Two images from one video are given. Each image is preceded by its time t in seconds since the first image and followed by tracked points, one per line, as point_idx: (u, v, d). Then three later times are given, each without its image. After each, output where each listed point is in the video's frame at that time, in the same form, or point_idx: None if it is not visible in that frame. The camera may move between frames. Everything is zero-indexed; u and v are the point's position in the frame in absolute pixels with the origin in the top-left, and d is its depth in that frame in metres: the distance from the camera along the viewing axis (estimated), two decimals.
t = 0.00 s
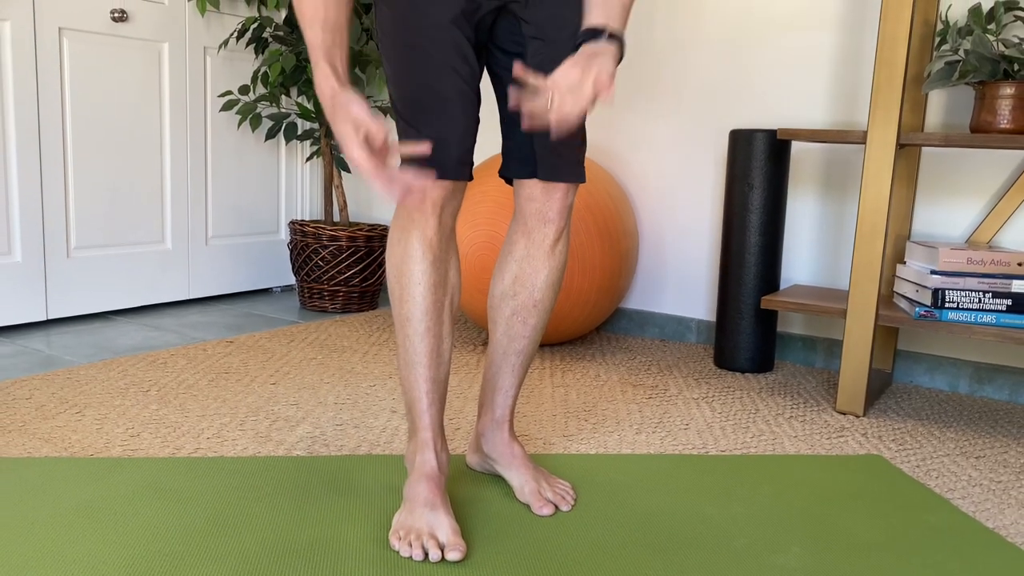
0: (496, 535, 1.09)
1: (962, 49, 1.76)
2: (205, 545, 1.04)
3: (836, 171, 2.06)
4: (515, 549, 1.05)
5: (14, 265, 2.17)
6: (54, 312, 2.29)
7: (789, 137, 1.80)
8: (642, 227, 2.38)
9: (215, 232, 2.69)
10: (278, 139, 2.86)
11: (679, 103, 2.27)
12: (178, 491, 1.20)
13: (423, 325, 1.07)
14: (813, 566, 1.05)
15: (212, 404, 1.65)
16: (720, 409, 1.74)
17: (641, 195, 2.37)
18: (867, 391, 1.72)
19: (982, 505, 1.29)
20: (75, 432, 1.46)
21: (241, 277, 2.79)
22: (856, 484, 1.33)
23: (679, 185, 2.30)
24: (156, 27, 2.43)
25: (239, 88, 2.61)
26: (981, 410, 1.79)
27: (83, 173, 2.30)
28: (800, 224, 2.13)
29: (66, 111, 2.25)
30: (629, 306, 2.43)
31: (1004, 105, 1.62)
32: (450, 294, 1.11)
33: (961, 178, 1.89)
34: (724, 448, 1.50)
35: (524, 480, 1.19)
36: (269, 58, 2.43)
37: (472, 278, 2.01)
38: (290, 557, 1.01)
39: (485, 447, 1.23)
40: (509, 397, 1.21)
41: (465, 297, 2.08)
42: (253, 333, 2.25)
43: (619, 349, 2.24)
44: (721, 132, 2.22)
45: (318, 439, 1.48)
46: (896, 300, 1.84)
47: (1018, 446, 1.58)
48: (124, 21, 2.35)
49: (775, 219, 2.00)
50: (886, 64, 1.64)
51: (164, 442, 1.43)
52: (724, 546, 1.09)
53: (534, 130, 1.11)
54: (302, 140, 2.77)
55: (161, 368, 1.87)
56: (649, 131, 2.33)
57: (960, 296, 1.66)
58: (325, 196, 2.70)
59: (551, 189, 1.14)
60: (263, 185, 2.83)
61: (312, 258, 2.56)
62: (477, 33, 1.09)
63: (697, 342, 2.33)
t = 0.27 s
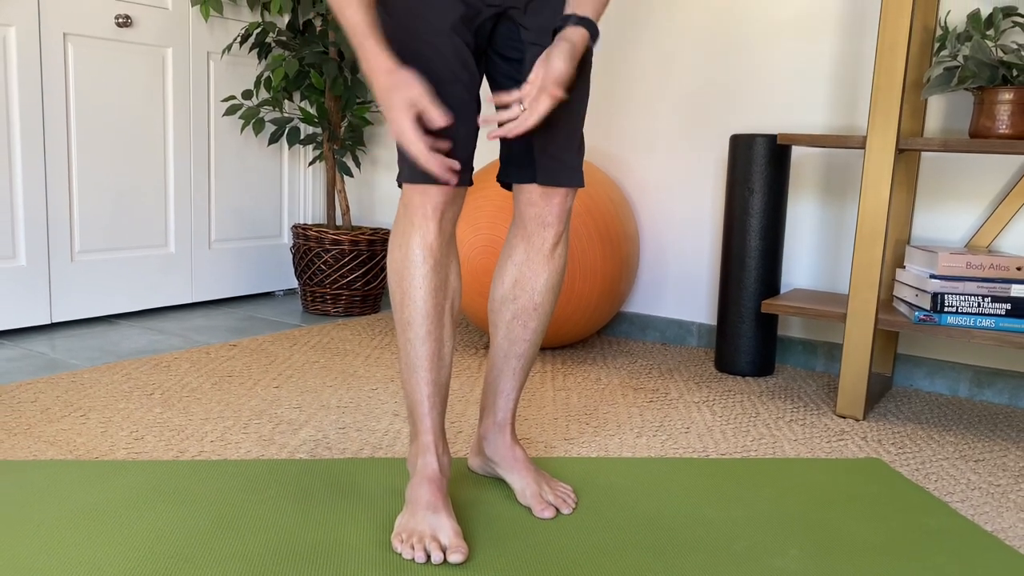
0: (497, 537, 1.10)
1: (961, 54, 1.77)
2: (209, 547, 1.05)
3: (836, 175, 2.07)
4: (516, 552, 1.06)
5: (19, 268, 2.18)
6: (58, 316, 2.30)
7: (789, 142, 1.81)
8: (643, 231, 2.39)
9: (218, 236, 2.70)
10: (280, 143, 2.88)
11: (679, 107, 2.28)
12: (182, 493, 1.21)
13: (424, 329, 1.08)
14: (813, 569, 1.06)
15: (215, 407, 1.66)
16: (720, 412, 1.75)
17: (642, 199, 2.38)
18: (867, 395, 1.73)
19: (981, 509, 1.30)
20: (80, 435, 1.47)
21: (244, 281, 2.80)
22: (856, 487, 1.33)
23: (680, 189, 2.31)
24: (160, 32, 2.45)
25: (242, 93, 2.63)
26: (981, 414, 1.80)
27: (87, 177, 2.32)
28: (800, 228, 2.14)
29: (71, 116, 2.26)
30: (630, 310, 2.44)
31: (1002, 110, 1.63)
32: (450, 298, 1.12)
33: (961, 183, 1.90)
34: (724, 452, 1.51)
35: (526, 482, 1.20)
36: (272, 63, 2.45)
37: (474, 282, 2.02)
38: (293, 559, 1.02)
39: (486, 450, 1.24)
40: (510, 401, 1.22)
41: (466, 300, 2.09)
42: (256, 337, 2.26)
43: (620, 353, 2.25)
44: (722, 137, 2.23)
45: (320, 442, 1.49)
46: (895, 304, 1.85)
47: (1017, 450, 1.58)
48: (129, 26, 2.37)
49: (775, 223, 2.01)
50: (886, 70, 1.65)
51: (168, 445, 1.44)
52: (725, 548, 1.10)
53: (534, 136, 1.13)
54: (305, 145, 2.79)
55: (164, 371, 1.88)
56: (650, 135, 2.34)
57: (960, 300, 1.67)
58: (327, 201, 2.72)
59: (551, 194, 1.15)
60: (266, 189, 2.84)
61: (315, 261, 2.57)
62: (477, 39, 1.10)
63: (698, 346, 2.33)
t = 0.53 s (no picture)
0: (498, 539, 1.10)
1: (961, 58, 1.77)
2: (212, 549, 1.05)
3: (836, 179, 2.08)
4: (517, 554, 1.06)
5: (23, 272, 2.19)
6: (61, 319, 2.31)
7: (789, 146, 1.82)
8: (644, 234, 2.39)
9: (220, 239, 2.71)
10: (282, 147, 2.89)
11: (680, 111, 2.29)
12: (185, 495, 1.22)
13: (424, 332, 1.09)
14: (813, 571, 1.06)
15: (218, 409, 1.67)
16: (720, 415, 1.75)
17: (643, 202, 2.38)
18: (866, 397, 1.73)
19: (980, 511, 1.31)
20: (83, 437, 1.48)
21: (245, 284, 2.81)
22: (856, 490, 1.34)
23: (680, 192, 2.32)
24: (163, 36, 2.46)
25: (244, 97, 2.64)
26: (981, 417, 1.80)
27: (90, 181, 2.33)
28: (800, 231, 2.14)
29: (74, 120, 2.27)
30: (631, 313, 2.45)
31: (1001, 115, 1.64)
32: (451, 301, 1.13)
33: (960, 186, 1.91)
34: (724, 454, 1.51)
35: (526, 485, 1.21)
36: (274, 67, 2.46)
37: (475, 285, 2.03)
38: (294, 561, 1.03)
39: (487, 452, 1.25)
40: (511, 403, 1.22)
41: (468, 303, 2.10)
42: (258, 340, 2.27)
43: (621, 356, 2.26)
44: (722, 140, 2.24)
45: (322, 444, 1.49)
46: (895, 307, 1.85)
47: (1016, 453, 1.59)
48: (132, 31, 2.38)
49: (775, 226, 2.01)
50: (886, 74, 1.66)
51: (171, 447, 1.45)
52: (724, 550, 1.11)
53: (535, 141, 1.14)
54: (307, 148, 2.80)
55: (167, 374, 1.89)
56: (650, 139, 2.35)
57: (959, 303, 1.67)
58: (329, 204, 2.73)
59: (551, 198, 1.16)
60: (268, 193, 2.85)
61: (317, 264, 2.58)
62: (476, 45, 1.12)
63: (699, 349, 2.34)
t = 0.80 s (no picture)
0: (498, 542, 1.11)
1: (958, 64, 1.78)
2: (214, 551, 1.06)
3: (836, 184, 2.08)
4: (517, 557, 1.07)
5: (26, 276, 2.20)
6: (64, 322, 2.32)
7: (788, 151, 1.83)
8: (644, 238, 2.40)
9: (222, 243, 2.72)
10: (284, 152, 2.90)
11: (679, 116, 2.30)
12: (188, 499, 1.23)
13: (425, 336, 1.10)
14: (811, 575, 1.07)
15: (220, 413, 1.68)
16: (720, 419, 1.76)
17: (643, 207, 2.39)
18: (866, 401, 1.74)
19: (977, 515, 1.31)
20: (86, 441, 1.48)
21: (247, 288, 2.82)
22: (855, 494, 1.34)
23: (681, 197, 2.33)
24: (166, 41, 2.47)
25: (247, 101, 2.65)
26: (980, 421, 1.81)
27: (93, 185, 2.34)
28: (801, 235, 2.15)
29: (78, 124, 2.28)
30: (632, 317, 2.45)
31: (999, 120, 1.64)
32: (451, 306, 1.13)
33: (959, 191, 1.91)
34: (724, 458, 1.52)
35: (527, 488, 1.21)
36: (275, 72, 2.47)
37: (476, 288, 2.04)
38: (296, 563, 1.04)
39: (488, 456, 1.26)
40: (511, 407, 1.23)
41: (469, 307, 2.10)
42: (260, 343, 2.27)
43: (621, 360, 2.26)
44: (722, 145, 2.24)
45: (323, 448, 1.50)
46: (895, 312, 1.86)
47: (1015, 457, 1.59)
48: (135, 35, 2.39)
49: (774, 231, 2.02)
50: (885, 80, 1.67)
51: (173, 451, 1.46)
52: (722, 554, 1.12)
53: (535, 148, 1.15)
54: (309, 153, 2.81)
55: (170, 378, 1.90)
56: (650, 144, 2.36)
57: (959, 308, 1.68)
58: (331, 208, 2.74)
59: (551, 204, 1.17)
60: (270, 197, 2.86)
61: (318, 268, 2.59)
62: (479, 54, 1.14)
63: (699, 353, 2.35)
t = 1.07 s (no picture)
0: (499, 544, 1.12)
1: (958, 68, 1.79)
2: (216, 553, 1.07)
3: (836, 187, 2.09)
4: (517, 559, 1.08)
5: (29, 279, 2.21)
6: (66, 325, 2.33)
7: (788, 155, 1.84)
8: (645, 241, 2.41)
9: (224, 246, 2.73)
10: (286, 155, 2.91)
11: (680, 119, 2.31)
12: (190, 501, 1.23)
13: (426, 339, 1.10)
14: None
15: (222, 415, 1.69)
16: (721, 422, 1.76)
17: (644, 210, 2.40)
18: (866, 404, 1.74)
19: (976, 518, 1.32)
20: (89, 443, 1.49)
21: (249, 290, 2.83)
22: (854, 497, 1.35)
23: (681, 200, 2.33)
24: (168, 45, 2.48)
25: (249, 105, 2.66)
26: (980, 424, 1.81)
27: (96, 188, 2.35)
28: (801, 239, 2.15)
29: (81, 128, 2.29)
30: (632, 320, 2.46)
31: (999, 124, 1.65)
32: (453, 309, 1.14)
33: (959, 195, 1.92)
34: (724, 461, 1.52)
35: (527, 491, 1.22)
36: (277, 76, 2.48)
37: (477, 291, 2.04)
38: (298, 565, 1.04)
39: (488, 459, 1.26)
40: (512, 410, 1.24)
41: (469, 310, 2.11)
42: (261, 346, 2.28)
43: (622, 363, 2.27)
44: (723, 149, 2.25)
45: (325, 450, 1.51)
46: (895, 315, 1.87)
47: (1015, 460, 1.60)
48: (138, 39, 2.40)
49: (775, 234, 2.03)
50: (884, 84, 1.67)
51: (175, 453, 1.46)
52: (721, 556, 1.12)
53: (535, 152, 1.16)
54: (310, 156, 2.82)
55: (172, 381, 1.91)
56: (651, 147, 2.37)
57: (958, 311, 1.69)
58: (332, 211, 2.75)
59: (552, 208, 1.17)
60: (272, 200, 2.87)
61: (320, 271, 2.60)
62: (480, 60, 1.15)
63: (700, 356, 2.35)
